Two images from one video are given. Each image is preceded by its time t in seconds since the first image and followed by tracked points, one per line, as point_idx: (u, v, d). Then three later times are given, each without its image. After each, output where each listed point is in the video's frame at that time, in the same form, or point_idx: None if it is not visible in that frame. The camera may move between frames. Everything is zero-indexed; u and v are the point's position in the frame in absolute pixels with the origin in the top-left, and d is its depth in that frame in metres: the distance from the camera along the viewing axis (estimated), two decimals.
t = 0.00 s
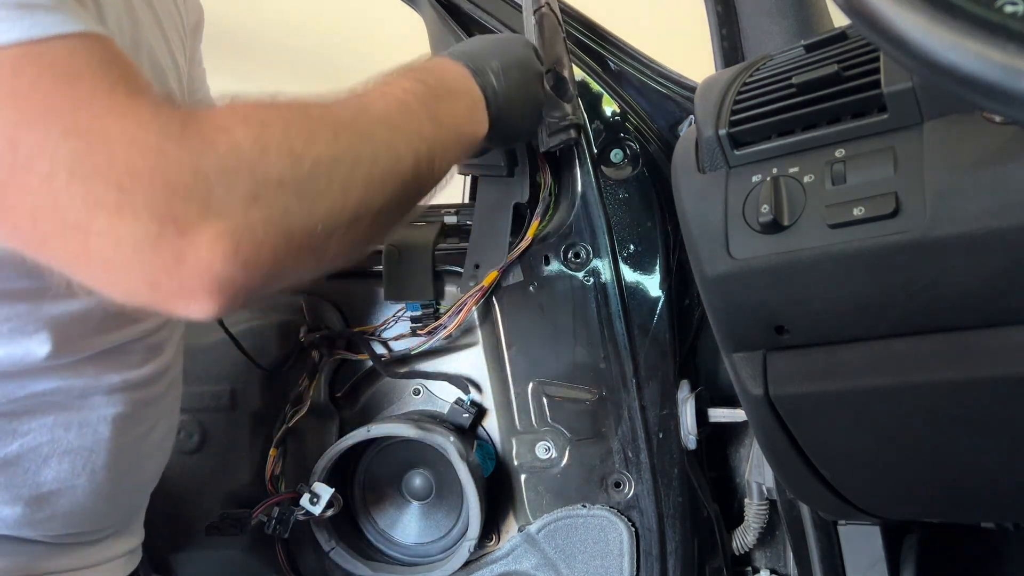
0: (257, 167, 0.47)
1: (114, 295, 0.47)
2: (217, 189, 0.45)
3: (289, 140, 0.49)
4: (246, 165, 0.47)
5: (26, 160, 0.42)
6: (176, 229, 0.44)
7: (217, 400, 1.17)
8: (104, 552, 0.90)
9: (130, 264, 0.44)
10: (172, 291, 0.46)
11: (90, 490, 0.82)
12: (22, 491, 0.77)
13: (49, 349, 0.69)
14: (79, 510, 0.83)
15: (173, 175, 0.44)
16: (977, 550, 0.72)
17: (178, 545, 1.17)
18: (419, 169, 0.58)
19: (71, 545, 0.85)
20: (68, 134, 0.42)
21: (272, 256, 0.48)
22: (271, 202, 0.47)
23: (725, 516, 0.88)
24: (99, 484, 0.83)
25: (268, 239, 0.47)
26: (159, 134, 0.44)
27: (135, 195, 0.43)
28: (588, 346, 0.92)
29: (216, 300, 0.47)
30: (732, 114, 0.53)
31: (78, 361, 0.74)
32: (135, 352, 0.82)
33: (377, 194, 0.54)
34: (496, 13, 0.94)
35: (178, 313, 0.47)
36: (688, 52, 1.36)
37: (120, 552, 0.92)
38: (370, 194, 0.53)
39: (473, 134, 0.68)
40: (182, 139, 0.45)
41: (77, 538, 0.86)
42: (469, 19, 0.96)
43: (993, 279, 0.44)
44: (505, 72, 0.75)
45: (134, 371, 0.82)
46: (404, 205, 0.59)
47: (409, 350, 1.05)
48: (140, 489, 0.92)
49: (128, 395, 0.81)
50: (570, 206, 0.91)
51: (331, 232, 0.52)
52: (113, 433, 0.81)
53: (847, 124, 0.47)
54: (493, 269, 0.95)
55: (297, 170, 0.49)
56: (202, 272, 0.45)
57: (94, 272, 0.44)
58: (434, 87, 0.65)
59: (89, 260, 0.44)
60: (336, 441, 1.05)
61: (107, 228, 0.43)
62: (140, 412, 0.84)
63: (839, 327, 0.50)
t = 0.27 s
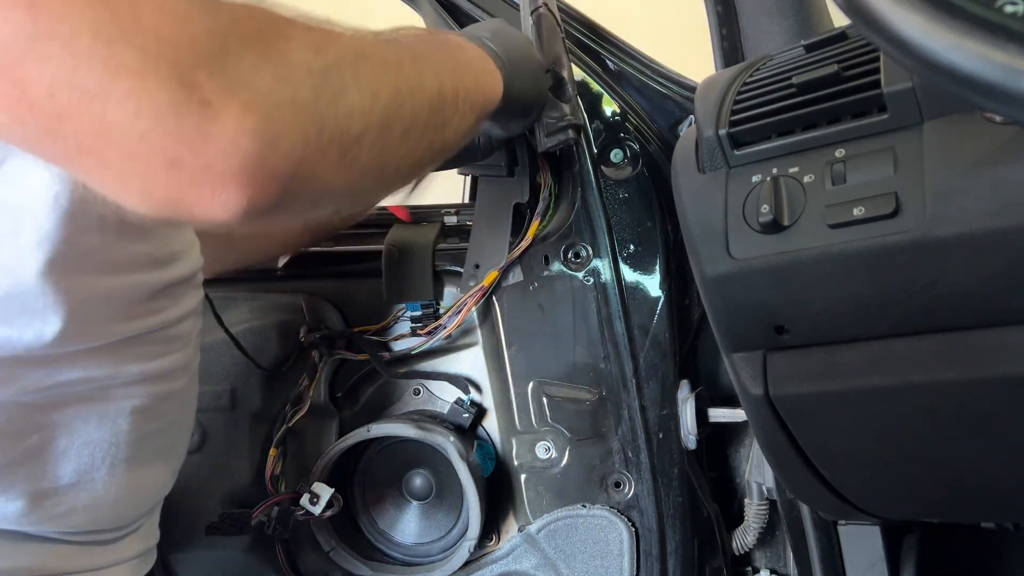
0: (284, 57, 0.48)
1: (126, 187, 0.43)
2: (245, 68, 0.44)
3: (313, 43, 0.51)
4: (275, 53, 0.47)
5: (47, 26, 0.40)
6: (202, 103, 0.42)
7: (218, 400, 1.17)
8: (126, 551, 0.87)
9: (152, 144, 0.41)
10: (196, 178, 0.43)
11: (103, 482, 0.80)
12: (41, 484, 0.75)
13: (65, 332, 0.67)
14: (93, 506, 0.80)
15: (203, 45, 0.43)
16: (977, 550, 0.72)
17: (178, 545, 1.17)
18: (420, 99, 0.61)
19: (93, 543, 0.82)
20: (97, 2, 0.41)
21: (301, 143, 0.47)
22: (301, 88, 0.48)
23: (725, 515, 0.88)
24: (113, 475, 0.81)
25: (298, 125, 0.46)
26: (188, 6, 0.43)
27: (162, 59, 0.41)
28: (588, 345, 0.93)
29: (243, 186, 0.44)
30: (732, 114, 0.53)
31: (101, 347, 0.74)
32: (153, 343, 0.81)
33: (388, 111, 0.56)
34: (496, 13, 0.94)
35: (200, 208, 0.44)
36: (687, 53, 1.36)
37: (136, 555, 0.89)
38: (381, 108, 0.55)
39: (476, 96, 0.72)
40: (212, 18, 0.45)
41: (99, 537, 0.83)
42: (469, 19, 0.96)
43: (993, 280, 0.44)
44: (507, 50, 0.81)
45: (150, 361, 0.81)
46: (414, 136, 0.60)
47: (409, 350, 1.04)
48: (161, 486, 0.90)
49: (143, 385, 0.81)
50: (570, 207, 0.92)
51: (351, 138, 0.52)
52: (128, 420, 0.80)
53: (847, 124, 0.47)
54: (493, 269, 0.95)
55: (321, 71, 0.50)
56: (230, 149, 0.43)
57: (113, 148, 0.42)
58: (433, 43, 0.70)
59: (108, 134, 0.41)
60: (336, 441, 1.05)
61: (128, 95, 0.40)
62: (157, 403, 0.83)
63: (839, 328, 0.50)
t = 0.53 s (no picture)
0: (312, 58, 0.50)
1: (150, 183, 0.45)
2: (275, 67, 0.48)
3: (341, 46, 0.54)
4: (303, 53, 0.50)
5: (82, 22, 0.42)
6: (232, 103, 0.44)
7: (218, 400, 1.17)
8: (138, 550, 0.87)
9: (182, 146, 0.44)
10: (225, 176, 0.46)
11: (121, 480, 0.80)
12: (65, 481, 0.75)
13: (86, 327, 0.68)
14: (110, 504, 0.80)
15: (233, 48, 0.46)
16: (977, 550, 0.72)
17: (178, 545, 1.17)
18: (445, 107, 0.63)
19: (106, 543, 0.82)
20: None
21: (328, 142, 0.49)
22: (329, 87, 0.50)
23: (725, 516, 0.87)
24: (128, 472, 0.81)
25: (324, 123, 0.49)
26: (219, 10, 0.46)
27: (192, 56, 0.43)
28: (588, 345, 0.93)
29: (269, 184, 0.47)
30: (732, 114, 0.53)
31: (116, 344, 0.74)
32: (168, 342, 0.83)
33: (414, 116, 0.59)
34: (495, 13, 0.94)
35: (228, 207, 0.47)
36: (686, 53, 1.37)
37: (147, 555, 0.89)
38: (407, 111, 0.57)
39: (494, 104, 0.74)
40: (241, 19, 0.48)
41: (112, 537, 0.83)
42: (468, 19, 0.96)
43: (993, 280, 0.44)
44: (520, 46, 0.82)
45: (164, 360, 0.82)
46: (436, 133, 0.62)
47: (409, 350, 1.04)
48: (173, 486, 0.90)
49: (156, 383, 0.82)
50: (571, 206, 0.92)
51: (374, 139, 0.54)
52: (143, 416, 0.81)
53: (847, 124, 0.48)
54: (495, 269, 0.95)
55: (352, 76, 0.53)
56: (259, 146, 0.45)
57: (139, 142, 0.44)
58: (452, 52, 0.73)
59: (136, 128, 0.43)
60: (336, 441, 1.05)
61: (158, 90, 0.43)
62: (170, 400, 0.85)
63: (839, 328, 0.50)
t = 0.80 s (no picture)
0: (323, 51, 0.49)
1: (157, 167, 0.45)
2: (288, 58, 0.46)
3: (351, 40, 0.53)
4: (316, 46, 0.49)
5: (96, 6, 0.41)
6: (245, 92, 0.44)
7: (218, 400, 1.18)
8: (142, 551, 0.87)
9: (192, 132, 0.43)
10: (233, 166, 0.45)
11: (130, 483, 0.80)
12: (75, 485, 0.75)
13: (96, 327, 0.68)
14: (118, 507, 0.80)
15: (248, 35, 0.45)
16: (977, 550, 0.72)
17: (178, 545, 1.17)
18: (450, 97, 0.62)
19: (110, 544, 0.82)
20: None
21: (337, 135, 0.48)
22: (339, 80, 0.49)
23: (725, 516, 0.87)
24: (135, 476, 0.81)
25: (334, 115, 0.48)
26: None
27: (206, 44, 0.43)
28: (588, 345, 0.93)
29: (277, 175, 0.46)
30: (732, 114, 0.53)
31: (126, 347, 0.74)
32: (176, 343, 0.83)
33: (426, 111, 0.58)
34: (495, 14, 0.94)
35: (235, 198, 0.47)
36: (685, 52, 1.37)
37: (152, 555, 0.89)
38: (415, 106, 0.56)
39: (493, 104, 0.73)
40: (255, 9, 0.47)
41: (117, 539, 0.83)
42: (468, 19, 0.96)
43: (993, 280, 0.43)
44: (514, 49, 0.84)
45: (172, 361, 0.82)
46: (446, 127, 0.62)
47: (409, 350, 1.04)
48: (177, 487, 0.90)
49: (163, 385, 0.82)
50: (571, 206, 0.92)
51: (388, 136, 0.54)
52: (151, 417, 0.81)
53: (847, 124, 0.47)
54: (495, 269, 0.96)
55: (366, 71, 0.52)
56: (271, 137, 0.45)
57: (147, 130, 0.43)
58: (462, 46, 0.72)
59: (145, 115, 0.43)
60: (336, 440, 1.05)
61: (170, 77, 0.42)
62: (178, 402, 0.85)
63: (839, 328, 0.50)
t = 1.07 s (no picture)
0: (334, 91, 0.49)
1: (162, 204, 0.45)
2: (297, 98, 0.47)
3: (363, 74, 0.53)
4: (327, 86, 0.49)
5: (108, 38, 0.41)
6: (253, 134, 0.44)
7: (218, 400, 1.17)
8: (143, 552, 0.87)
9: (201, 172, 0.44)
10: (240, 206, 0.45)
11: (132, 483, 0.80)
12: (80, 484, 0.75)
13: (99, 327, 0.68)
14: (119, 506, 0.80)
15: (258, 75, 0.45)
16: (976, 550, 0.72)
17: (177, 545, 1.17)
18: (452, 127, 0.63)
19: (111, 543, 0.83)
20: (156, 15, 0.42)
21: (342, 178, 0.49)
22: (346, 123, 0.50)
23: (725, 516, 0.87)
24: (137, 476, 0.81)
25: (339, 158, 0.49)
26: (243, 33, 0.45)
27: (219, 84, 0.43)
28: (588, 345, 0.93)
29: (281, 219, 0.46)
30: (732, 114, 0.53)
31: (131, 346, 0.75)
32: (180, 343, 0.83)
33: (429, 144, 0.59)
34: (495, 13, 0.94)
35: (240, 237, 0.47)
36: (685, 52, 1.37)
37: (152, 556, 0.89)
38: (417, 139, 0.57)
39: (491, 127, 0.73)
40: (268, 48, 0.47)
41: (117, 539, 0.83)
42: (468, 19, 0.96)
43: (993, 280, 0.44)
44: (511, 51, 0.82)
45: (177, 361, 0.83)
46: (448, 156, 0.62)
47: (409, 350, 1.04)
48: (179, 487, 0.91)
49: (165, 386, 0.82)
50: (571, 207, 0.92)
51: (388, 168, 0.55)
52: (156, 418, 0.81)
53: (847, 124, 0.48)
54: (495, 270, 0.95)
55: (372, 107, 0.53)
56: (279, 179, 0.45)
57: (156, 165, 0.43)
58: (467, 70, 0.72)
59: (156, 151, 0.43)
60: (336, 440, 1.05)
61: (183, 116, 0.42)
62: (181, 402, 0.85)
63: (839, 327, 0.50)
